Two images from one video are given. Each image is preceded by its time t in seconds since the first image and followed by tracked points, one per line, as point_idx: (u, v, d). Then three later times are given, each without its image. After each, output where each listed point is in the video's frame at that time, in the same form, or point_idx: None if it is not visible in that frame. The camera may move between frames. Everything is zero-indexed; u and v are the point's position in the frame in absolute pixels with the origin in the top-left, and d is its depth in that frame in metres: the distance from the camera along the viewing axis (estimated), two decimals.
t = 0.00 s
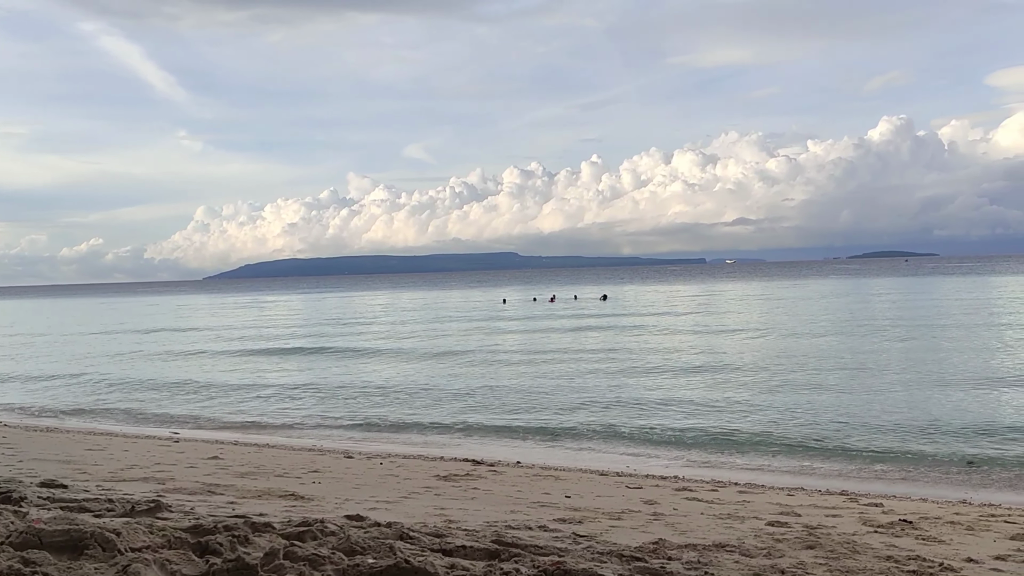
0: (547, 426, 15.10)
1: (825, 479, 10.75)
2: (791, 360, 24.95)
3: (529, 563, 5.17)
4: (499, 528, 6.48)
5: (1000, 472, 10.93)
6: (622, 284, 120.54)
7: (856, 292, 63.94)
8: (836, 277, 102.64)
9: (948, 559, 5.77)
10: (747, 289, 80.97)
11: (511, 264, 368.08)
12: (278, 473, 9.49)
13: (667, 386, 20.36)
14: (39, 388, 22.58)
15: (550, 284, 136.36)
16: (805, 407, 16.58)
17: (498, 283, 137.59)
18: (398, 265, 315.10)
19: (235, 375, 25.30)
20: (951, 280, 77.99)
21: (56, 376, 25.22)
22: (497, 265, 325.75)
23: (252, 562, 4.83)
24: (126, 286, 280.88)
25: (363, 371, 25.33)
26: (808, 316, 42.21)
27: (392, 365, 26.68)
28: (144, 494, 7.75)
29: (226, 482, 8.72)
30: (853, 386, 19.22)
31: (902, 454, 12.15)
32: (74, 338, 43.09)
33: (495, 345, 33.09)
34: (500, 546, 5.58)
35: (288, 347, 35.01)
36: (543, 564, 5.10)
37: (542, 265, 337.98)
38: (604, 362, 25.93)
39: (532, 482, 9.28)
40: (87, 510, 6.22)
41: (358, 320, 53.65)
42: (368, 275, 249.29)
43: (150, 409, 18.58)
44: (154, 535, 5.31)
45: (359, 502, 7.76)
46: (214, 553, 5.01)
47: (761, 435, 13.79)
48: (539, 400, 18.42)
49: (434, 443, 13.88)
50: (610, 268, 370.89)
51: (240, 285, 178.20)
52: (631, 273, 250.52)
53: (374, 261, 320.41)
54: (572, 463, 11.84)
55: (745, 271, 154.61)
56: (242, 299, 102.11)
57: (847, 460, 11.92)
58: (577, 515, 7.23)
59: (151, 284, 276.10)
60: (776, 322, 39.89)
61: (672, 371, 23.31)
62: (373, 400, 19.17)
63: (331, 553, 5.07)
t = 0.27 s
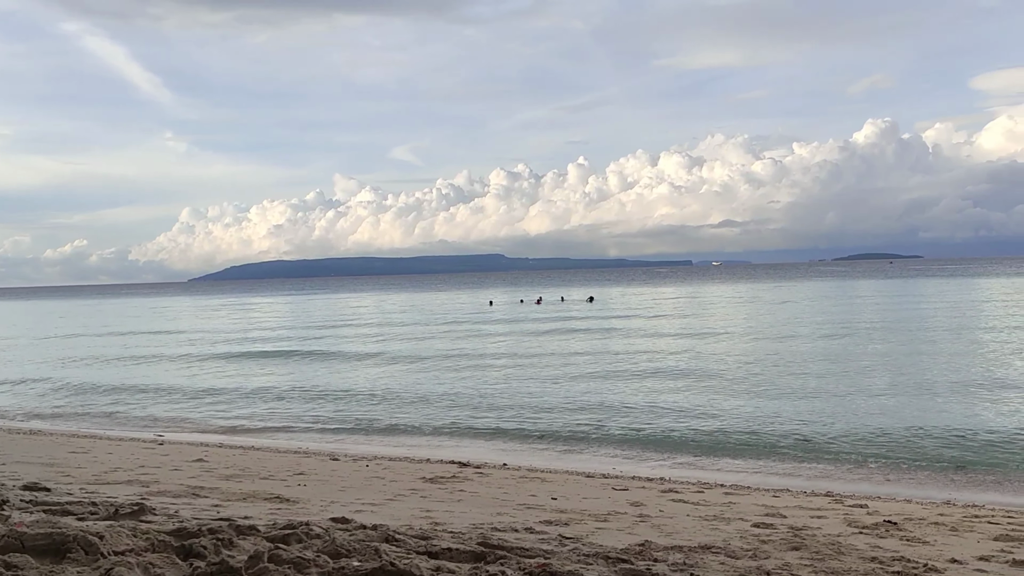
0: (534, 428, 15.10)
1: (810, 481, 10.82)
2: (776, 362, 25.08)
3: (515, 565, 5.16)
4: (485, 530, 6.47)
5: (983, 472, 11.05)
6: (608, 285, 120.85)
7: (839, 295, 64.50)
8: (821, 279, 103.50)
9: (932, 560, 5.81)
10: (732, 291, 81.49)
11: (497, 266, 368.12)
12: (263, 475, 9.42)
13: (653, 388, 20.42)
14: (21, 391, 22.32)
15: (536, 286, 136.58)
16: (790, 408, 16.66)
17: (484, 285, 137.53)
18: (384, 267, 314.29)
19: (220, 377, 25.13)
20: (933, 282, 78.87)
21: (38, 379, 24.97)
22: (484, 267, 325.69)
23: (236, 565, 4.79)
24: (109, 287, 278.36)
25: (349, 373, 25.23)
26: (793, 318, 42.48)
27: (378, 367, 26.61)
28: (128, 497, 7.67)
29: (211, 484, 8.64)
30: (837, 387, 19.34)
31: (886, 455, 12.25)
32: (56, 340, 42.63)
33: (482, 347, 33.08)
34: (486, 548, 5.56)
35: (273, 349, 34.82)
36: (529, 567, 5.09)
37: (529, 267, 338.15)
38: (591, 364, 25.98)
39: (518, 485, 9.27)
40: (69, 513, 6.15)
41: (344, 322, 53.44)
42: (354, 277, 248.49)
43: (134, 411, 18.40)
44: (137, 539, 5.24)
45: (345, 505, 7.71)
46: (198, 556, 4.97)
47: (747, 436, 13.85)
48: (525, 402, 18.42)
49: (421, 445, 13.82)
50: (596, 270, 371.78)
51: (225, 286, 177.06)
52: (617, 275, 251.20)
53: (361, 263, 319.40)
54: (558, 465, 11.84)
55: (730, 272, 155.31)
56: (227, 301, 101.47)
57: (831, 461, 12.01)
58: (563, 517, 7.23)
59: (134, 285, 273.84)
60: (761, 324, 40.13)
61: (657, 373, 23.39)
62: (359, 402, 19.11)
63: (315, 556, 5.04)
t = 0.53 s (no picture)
0: (522, 430, 15.08)
1: (797, 482, 10.87)
2: (762, 363, 25.19)
3: (501, 568, 5.15)
4: (471, 533, 6.45)
5: (967, 474, 11.14)
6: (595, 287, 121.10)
7: (824, 297, 65.01)
8: (805, 280, 104.25)
9: (916, 561, 5.85)
10: (718, 293, 81.91)
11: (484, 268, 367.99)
12: (248, 478, 9.34)
13: (640, 389, 20.47)
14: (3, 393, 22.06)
15: (523, 287, 136.69)
16: (777, 410, 16.73)
17: (471, 286, 137.44)
18: (371, 268, 313.40)
19: (206, 378, 24.96)
20: (915, 284, 79.68)
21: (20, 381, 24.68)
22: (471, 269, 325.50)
23: (219, 570, 4.74)
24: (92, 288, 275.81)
25: (335, 375, 25.09)
26: (779, 320, 42.71)
27: (365, 369, 26.51)
28: (111, 500, 7.59)
29: (195, 487, 8.56)
30: (824, 389, 19.44)
31: (872, 457, 12.33)
32: (39, 342, 42.18)
33: (469, 349, 33.05)
34: (472, 551, 5.55)
35: (259, 351, 34.62)
36: (515, 569, 5.08)
37: (515, 269, 338.39)
38: (578, 366, 26.02)
39: (505, 487, 9.24)
40: (51, 517, 6.07)
41: (331, 324, 53.24)
42: (341, 278, 247.62)
43: (118, 414, 18.24)
44: (120, 542, 5.18)
45: (330, 507, 7.67)
46: (181, 559, 4.91)
47: (734, 438, 13.89)
48: (512, 404, 18.40)
49: (409, 448, 13.76)
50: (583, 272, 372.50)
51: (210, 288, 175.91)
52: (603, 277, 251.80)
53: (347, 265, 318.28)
54: (545, 467, 11.83)
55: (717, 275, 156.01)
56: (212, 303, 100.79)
57: (818, 462, 12.07)
58: (549, 520, 7.22)
59: (118, 287, 271.54)
60: (746, 326, 40.33)
61: (644, 375, 23.45)
62: (346, 404, 19.02)
63: (300, 559, 5.00)
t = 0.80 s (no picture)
0: (508, 431, 15.05)
1: (782, 483, 10.93)
2: (747, 365, 25.32)
3: (486, 570, 5.13)
4: (456, 535, 6.43)
5: (950, 474, 11.26)
6: (581, 289, 121.56)
7: (808, 298, 65.52)
8: (789, 282, 105.01)
9: (899, 561, 5.89)
10: (703, 295, 82.39)
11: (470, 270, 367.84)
12: (232, 480, 9.25)
13: (625, 391, 20.51)
14: None
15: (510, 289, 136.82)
16: (761, 412, 16.81)
17: (457, 288, 137.37)
18: (356, 270, 312.35)
19: (189, 380, 24.75)
20: (898, 286, 80.48)
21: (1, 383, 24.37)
22: (457, 270, 325.26)
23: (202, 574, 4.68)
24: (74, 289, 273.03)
25: (320, 377, 24.96)
26: (763, 322, 42.95)
27: (350, 371, 26.40)
28: (93, 502, 7.50)
29: (178, 490, 8.46)
30: (808, 391, 19.57)
31: (855, 457, 12.42)
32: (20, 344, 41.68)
33: (456, 350, 32.99)
34: (457, 553, 5.52)
35: (244, 352, 34.42)
36: (499, 572, 5.06)
37: (501, 271, 338.61)
38: (564, 368, 26.03)
39: (490, 489, 9.21)
40: (31, 519, 5.99)
41: (316, 326, 53.03)
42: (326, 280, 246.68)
43: (101, 416, 18.03)
44: (103, 545, 5.13)
45: (315, 509, 7.61)
46: (163, 562, 4.85)
47: (719, 440, 13.95)
48: (498, 405, 18.38)
49: (394, 449, 13.70)
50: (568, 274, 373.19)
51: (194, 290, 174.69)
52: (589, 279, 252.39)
53: (332, 266, 317.02)
54: (531, 469, 11.81)
55: (702, 277, 156.85)
56: (196, 305, 100.07)
57: (802, 463, 12.15)
58: (535, 521, 7.20)
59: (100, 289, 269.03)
60: (731, 328, 40.53)
61: (629, 377, 23.51)
62: (331, 405, 18.91)
63: (283, 562, 4.96)
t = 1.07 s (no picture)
0: (495, 433, 15.03)
1: (768, 484, 10.98)
2: (733, 367, 25.43)
3: (470, 573, 5.11)
4: (440, 537, 6.41)
5: (932, 475, 11.37)
6: (568, 290, 121.77)
7: (792, 300, 65.99)
8: (773, 283, 105.64)
9: (883, 562, 5.93)
10: (689, 297, 82.82)
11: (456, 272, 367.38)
12: (216, 483, 9.18)
13: (611, 393, 20.57)
14: None
15: (496, 290, 136.78)
16: (747, 413, 16.89)
17: (443, 290, 137.19)
18: (342, 271, 311.16)
19: (174, 382, 24.56)
20: (881, 288, 81.19)
21: None
22: (443, 272, 324.77)
23: None
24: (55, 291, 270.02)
25: (306, 379, 24.84)
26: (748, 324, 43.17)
27: (337, 373, 26.27)
28: (74, 506, 7.41)
29: (162, 493, 8.39)
30: (792, 392, 19.68)
31: (839, 458, 12.51)
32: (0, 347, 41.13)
33: (442, 352, 32.94)
34: (442, 555, 5.50)
35: (229, 355, 34.18)
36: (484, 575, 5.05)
37: (487, 273, 338.50)
38: (551, 369, 26.06)
39: (476, 491, 9.19)
40: (11, 523, 5.89)
41: (302, 328, 52.79)
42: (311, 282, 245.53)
43: (84, 419, 17.85)
44: (84, 549, 5.07)
45: (299, 512, 7.56)
46: (146, 567, 4.79)
47: (704, 441, 14.01)
48: (485, 407, 18.36)
49: (381, 452, 13.64)
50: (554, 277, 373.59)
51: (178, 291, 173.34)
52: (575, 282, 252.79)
53: (317, 268, 315.60)
54: (518, 471, 11.81)
55: (688, 280, 157.78)
56: (179, 307, 99.29)
57: (787, 464, 12.23)
58: (520, 523, 7.19)
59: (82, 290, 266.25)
60: (717, 329, 40.74)
61: (616, 378, 23.57)
62: (317, 407, 18.82)
63: (267, 565, 4.92)
